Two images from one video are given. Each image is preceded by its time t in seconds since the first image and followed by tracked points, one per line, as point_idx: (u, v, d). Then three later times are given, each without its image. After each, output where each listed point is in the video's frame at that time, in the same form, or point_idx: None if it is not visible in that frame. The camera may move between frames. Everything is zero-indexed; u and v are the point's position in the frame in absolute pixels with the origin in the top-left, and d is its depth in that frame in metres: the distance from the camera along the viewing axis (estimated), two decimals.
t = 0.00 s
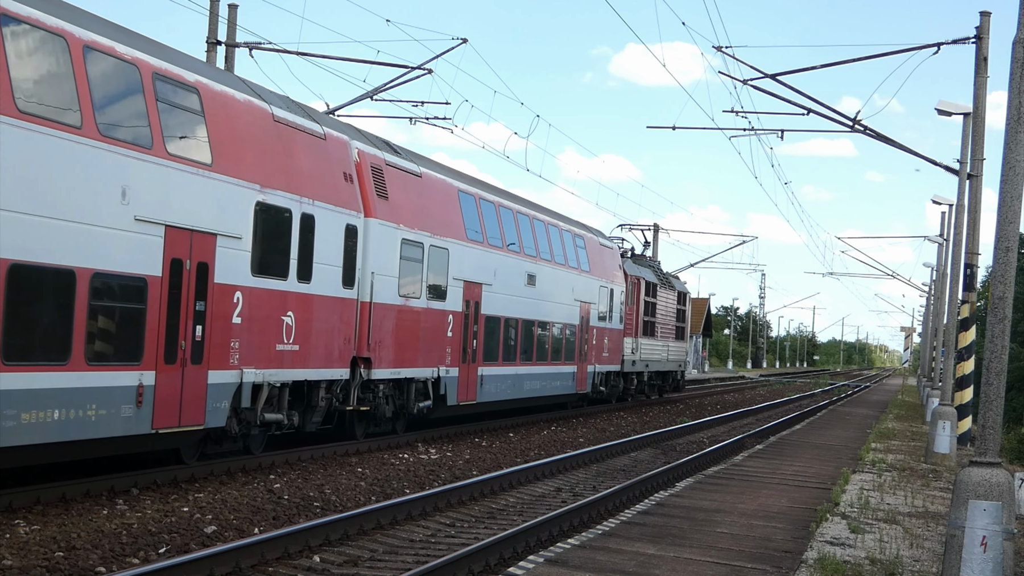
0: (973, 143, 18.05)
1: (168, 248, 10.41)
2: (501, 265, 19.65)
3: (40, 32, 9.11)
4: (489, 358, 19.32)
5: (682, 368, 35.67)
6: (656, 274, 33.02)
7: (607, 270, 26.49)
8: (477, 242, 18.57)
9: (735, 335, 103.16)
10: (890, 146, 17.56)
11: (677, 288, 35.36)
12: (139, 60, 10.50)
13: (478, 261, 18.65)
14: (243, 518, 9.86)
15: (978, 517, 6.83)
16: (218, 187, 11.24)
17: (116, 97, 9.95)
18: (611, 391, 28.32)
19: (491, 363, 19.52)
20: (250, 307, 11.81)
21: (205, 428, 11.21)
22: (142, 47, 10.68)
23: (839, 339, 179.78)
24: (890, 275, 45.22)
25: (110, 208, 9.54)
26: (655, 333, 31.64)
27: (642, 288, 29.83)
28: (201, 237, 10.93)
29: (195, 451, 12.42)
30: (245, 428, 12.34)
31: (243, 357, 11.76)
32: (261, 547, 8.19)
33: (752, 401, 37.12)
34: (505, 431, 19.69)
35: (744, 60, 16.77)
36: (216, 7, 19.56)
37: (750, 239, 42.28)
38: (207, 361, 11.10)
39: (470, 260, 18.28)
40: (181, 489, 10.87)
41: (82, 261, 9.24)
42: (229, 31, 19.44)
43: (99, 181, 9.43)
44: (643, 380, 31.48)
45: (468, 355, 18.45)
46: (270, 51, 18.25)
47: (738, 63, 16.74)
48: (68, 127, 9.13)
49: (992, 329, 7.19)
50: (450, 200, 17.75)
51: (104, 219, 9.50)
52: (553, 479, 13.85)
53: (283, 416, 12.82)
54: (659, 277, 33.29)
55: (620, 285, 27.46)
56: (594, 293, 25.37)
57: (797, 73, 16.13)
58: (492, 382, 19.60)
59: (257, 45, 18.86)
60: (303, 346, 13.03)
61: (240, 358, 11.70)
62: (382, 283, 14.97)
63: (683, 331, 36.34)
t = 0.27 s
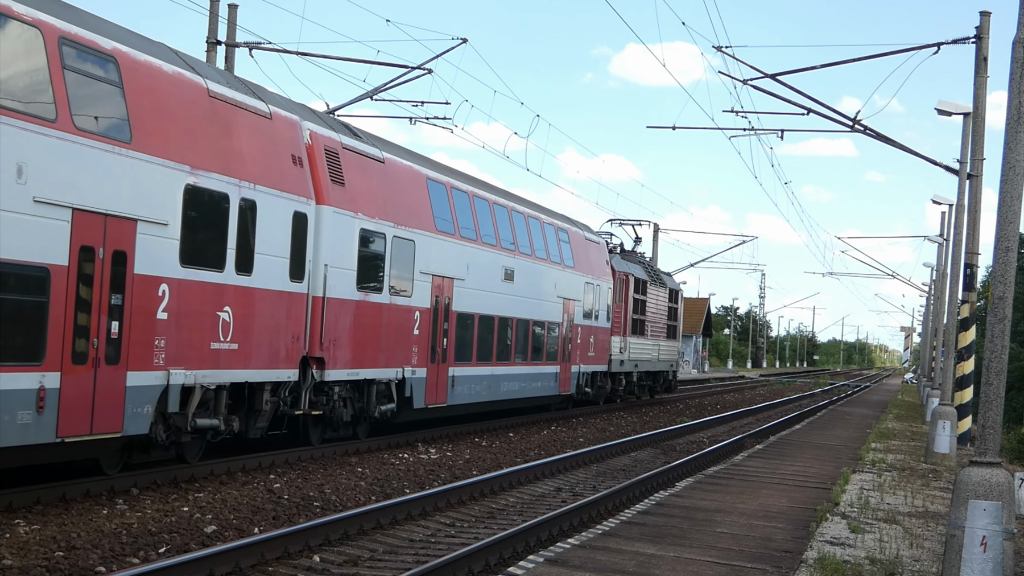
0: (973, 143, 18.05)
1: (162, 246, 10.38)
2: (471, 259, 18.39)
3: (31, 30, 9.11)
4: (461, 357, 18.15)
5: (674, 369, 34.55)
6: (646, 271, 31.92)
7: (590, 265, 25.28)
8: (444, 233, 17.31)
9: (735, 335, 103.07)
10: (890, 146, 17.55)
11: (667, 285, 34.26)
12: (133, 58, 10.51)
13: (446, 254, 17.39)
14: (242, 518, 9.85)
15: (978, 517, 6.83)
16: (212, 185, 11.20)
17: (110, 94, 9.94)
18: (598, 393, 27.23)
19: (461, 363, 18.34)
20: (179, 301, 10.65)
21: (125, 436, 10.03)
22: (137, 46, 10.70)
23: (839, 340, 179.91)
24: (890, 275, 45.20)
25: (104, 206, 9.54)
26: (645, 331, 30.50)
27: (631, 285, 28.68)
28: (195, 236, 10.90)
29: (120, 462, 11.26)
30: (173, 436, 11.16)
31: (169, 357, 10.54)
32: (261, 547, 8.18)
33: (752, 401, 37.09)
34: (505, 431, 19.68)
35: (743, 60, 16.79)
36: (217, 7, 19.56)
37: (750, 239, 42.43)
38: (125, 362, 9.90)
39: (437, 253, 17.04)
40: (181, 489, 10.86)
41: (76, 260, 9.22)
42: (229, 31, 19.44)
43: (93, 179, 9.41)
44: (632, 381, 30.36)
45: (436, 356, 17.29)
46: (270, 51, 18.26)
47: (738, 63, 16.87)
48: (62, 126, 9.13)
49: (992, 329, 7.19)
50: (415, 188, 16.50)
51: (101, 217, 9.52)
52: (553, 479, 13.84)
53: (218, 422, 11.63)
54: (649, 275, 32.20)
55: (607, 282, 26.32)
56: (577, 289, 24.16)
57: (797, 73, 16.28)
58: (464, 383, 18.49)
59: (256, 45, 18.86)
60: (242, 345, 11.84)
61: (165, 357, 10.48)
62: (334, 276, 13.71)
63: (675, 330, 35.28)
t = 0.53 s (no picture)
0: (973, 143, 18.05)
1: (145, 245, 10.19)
2: (439, 250, 16.97)
3: (29, 32, 9.06)
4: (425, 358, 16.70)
5: (666, 369, 33.26)
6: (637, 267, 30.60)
7: (574, 260, 23.88)
8: (404, 221, 15.82)
9: (735, 334, 103.05)
10: (890, 146, 17.55)
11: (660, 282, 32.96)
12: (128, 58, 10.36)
13: (409, 245, 15.94)
14: (242, 518, 9.85)
15: (978, 517, 6.84)
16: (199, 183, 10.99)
17: (99, 90, 9.73)
18: (583, 394, 26.08)
19: (426, 364, 16.88)
20: (84, 293, 9.35)
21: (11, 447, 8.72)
22: (134, 46, 10.58)
23: (839, 339, 179.93)
24: (889, 275, 45.23)
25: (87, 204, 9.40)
26: (634, 330, 29.33)
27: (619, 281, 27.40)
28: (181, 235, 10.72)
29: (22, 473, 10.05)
30: (79, 445, 9.92)
31: (68, 356, 9.20)
32: (261, 547, 8.18)
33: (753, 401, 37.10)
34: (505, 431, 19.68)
35: (743, 60, 16.80)
36: (217, 7, 19.56)
37: (750, 239, 42.51)
38: (11, 361, 8.56)
39: (401, 244, 15.68)
40: (181, 489, 10.86)
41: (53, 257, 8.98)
42: (229, 31, 19.45)
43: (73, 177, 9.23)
44: (621, 381, 29.12)
45: (397, 357, 15.83)
46: (271, 51, 18.28)
47: (738, 63, 16.80)
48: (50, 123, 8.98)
49: (992, 329, 7.19)
50: (373, 173, 15.12)
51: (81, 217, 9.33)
52: (553, 479, 13.84)
53: (133, 429, 10.34)
54: (640, 271, 30.88)
55: (591, 278, 25.04)
56: (558, 285, 22.77)
57: (797, 73, 16.17)
58: (431, 386, 17.05)
59: (256, 45, 18.86)
60: (162, 342, 10.50)
61: (63, 358, 9.14)
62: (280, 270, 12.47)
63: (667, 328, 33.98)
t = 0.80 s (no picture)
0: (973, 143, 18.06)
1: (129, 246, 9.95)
2: (402, 241, 15.60)
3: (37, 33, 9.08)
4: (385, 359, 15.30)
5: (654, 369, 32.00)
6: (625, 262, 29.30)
7: (555, 254, 22.43)
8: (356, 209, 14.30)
9: (735, 335, 103.09)
10: (890, 146, 17.55)
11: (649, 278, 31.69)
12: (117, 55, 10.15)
13: (362, 235, 14.45)
14: (242, 518, 9.85)
15: (977, 517, 6.84)
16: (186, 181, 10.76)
17: (90, 88, 9.59)
18: (566, 396, 24.85)
19: (386, 364, 15.44)
20: None
21: None
22: (133, 46, 10.56)
23: (839, 339, 179.97)
24: (889, 275, 45.25)
25: (63, 204, 9.19)
26: (621, 328, 28.13)
27: (605, 277, 26.11)
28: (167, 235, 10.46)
29: None
30: None
31: None
32: (261, 547, 8.18)
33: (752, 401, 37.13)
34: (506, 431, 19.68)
35: (744, 60, 16.81)
36: (216, 7, 19.56)
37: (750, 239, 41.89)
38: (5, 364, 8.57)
39: (357, 234, 14.33)
40: (181, 489, 10.86)
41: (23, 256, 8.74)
42: (229, 31, 19.45)
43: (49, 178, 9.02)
44: (607, 382, 27.88)
45: (352, 358, 14.41)
46: (271, 51, 18.27)
47: (737, 63, 16.76)
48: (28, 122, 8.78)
49: (992, 329, 7.19)
50: (322, 155, 13.69)
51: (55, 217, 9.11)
52: (553, 479, 13.85)
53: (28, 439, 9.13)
54: (628, 267, 29.61)
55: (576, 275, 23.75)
56: (539, 281, 21.39)
57: (797, 73, 16.11)
58: (394, 388, 15.69)
59: (256, 45, 18.87)
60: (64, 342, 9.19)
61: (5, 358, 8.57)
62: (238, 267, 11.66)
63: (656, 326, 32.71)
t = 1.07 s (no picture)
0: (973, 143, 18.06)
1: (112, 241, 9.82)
2: (359, 231, 14.33)
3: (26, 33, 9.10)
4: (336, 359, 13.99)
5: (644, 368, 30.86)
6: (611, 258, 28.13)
7: (532, 248, 21.16)
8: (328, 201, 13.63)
9: (735, 335, 103.01)
10: (890, 146, 17.56)
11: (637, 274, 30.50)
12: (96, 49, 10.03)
13: (333, 228, 13.71)
14: (242, 518, 9.85)
15: (978, 517, 6.84)
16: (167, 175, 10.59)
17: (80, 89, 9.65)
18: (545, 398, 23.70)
19: (338, 364, 14.11)
20: None
21: None
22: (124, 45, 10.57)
23: (839, 340, 180.06)
24: (889, 275, 45.23)
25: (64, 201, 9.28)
26: (606, 326, 26.96)
27: (588, 274, 24.98)
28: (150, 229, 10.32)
29: None
30: None
31: None
32: (261, 547, 8.18)
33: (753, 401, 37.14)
34: (505, 431, 19.70)
35: (744, 60, 16.83)
36: (217, 8, 19.56)
37: (750, 240, 40.95)
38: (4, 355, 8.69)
39: (304, 222, 13.04)
40: (181, 489, 10.86)
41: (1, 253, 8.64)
42: (229, 31, 19.44)
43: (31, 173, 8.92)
44: (592, 383, 26.77)
45: (298, 359, 13.09)
46: (271, 51, 18.27)
47: (738, 63, 16.81)
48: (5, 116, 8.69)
49: (992, 329, 7.19)
50: (266, 136, 12.51)
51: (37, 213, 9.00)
52: (553, 479, 13.85)
53: None
54: (615, 264, 28.47)
55: (557, 269, 22.49)
56: (515, 275, 20.16)
57: (797, 73, 16.19)
58: (349, 391, 14.39)
59: (256, 45, 18.86)
60: None
61: None
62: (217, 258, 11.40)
63: (646, 324, 31.56)
